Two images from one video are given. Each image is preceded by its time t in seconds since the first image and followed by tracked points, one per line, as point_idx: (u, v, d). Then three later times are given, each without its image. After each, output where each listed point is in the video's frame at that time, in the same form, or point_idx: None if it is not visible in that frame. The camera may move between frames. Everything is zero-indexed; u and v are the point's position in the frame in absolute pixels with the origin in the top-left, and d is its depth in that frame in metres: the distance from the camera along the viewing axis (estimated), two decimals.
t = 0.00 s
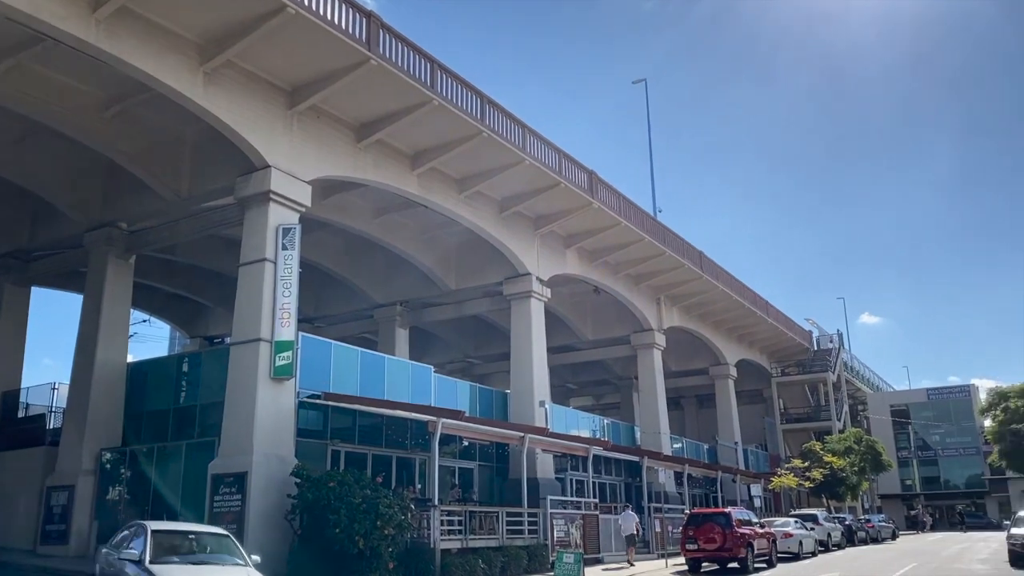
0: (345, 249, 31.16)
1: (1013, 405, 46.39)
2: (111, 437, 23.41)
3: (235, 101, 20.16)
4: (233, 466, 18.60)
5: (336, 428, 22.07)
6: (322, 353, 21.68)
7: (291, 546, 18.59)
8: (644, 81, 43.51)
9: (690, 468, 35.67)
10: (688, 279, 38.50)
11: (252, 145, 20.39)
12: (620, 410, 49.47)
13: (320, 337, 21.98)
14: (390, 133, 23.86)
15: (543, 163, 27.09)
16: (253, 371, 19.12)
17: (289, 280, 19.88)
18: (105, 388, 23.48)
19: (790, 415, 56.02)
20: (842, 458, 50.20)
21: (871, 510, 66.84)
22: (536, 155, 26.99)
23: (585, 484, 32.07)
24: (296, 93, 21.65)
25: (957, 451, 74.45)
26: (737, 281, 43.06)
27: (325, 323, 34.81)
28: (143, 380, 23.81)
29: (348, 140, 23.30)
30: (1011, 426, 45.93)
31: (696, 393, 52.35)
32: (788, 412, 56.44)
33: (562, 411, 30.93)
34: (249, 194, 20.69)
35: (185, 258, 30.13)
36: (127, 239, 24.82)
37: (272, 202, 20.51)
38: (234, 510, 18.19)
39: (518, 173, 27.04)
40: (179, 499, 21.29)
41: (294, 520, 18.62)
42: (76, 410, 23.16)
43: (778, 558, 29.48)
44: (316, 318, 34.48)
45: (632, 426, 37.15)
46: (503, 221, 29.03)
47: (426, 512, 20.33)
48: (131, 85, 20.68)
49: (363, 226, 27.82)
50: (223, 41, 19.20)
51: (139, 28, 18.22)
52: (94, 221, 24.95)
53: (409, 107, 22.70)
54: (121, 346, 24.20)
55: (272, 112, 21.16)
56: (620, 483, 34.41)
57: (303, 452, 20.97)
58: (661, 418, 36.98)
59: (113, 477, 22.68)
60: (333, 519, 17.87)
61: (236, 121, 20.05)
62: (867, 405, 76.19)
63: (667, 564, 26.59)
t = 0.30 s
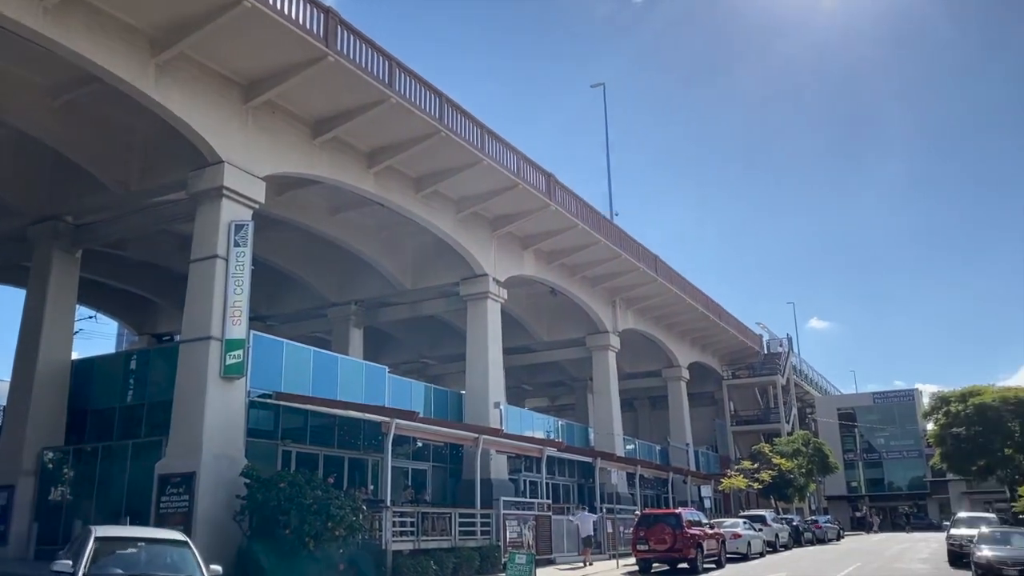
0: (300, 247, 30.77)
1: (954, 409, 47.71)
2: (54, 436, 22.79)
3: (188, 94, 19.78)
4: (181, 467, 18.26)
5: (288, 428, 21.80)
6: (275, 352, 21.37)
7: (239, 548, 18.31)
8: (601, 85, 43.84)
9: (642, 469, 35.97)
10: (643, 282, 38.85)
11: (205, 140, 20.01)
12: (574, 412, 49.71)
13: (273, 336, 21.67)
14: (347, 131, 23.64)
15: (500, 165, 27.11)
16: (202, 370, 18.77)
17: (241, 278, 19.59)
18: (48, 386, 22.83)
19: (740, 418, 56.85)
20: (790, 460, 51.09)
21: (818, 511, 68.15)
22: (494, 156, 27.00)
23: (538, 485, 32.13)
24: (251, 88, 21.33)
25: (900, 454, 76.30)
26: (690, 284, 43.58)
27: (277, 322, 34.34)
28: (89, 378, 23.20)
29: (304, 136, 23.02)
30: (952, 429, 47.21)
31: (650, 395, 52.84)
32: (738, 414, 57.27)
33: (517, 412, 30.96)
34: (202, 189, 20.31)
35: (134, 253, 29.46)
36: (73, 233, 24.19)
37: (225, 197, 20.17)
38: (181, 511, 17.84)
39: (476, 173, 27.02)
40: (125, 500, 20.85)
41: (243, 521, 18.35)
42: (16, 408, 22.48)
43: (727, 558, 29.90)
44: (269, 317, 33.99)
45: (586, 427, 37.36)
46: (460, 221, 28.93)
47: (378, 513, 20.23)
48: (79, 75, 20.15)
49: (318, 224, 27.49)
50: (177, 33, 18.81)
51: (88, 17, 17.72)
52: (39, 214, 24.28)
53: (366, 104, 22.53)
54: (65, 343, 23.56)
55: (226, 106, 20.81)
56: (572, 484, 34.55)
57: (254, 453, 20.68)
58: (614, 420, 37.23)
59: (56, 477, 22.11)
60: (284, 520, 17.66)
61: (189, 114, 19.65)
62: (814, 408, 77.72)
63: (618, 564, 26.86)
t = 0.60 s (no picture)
0: (254, 245, 30.35)
1: (899, 413, 48.87)
2: None
3: (140, 87, 19.35)
4: (127, 467, 17.89)
5: (239, 428, 21.50)
6: (226, 351, 21.03)
7: (188, 550, 18.00)
8: (561, 88, 43.97)
9: (596, 470, 36.22)
10: (599, 284, 39.12)
11: (158, 134, 19.62)
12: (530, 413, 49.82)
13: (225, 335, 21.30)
14: (304, 127, 23.39)
15: (459, 165, 27.08)
16: (151, 369, 18.41)
17: (193, 275, 19.26)
18: None
19: (693, 420, 57.53)
20: (741, 462, 51.86)
21: (767, 512, 69.26)
22: (453, 156, 26.96)
23: (492, 486, 32.16)
24: (205, 82, 20.94)
25: (848, 456, 77.93)
26: (646, 288, 43.99)
27: (230, 320, 33.82)
28: (32, 374, 22.54)
29: (259, 131, 22.72)
30: (897, 432, 48.32)
31: (605, 397, 53.18)
32: (691, 416, 57.95)
33: (472, 413, 30.93)
34: (153, 184, 19.91)
35: (82, 248, 28.79)
36: (18, 226, 23.53)
37: (178, 192, 19.80)
38: (127, 512, 17.47)
39: (434, 173, 26.93)
40: (69, 501, 20.51)
41: (191, 522, 18.04)
42: None
43: (678, 559, 30.24)
44: (221, 315, 33.46)
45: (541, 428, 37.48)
46: (418, 221, 28.81)
47: (330, 514, 20.11)
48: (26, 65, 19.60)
49: (273, 222, 27.14)
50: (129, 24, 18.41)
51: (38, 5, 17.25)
52: None
53: (324, 101, 22.33)
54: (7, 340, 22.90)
55: (180, 100, 20.43)
56: (527, 485, 34.65)
57: (203, 454, 20.35)
58: (569, 421, 37.41)
59: None
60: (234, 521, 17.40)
61: (142, 107, 19.25)
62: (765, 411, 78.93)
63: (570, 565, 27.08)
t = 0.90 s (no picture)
0: (209, 242, 29.85)
1: (848, 416, 49.88)
2: None
3: (92, 79, 18.91)
4: (73, 467, 17.44)
5: (190, 428, 21.13)
6: (178, 350, 20.64)
7: (134, 552, 17.66)
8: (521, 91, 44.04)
9: (552, 472, 36.35)
10: (556, 286, 39.27)
11: (110, 127, 19.19)
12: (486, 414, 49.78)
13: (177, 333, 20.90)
14: (261, 124, 23.10)
15: (419, 165, 26.98)
16: (100, 367, 17.99)
17: (145, 272, 18.90)
18: None
19: (647, 422, 58.02)
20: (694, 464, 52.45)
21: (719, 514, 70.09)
22: (412, 155, 26.85)
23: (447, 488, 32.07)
24: (160, 75, 20.56)
25: (798, 458, 79.34)
26: (603, 290, 44.27)
27: (182, 319, 33.22)
28: None
29: (215, 127, 22.39)
30: (846, 435, 49.29)
31: (561, 399, 53.37)
32: (646, 418, 58.46)
33: (428, 414, 30.80)
34: (104, 178, 19.48)
35: (28, 243, 28.03)
36: None
37: (130, 187, 19.40)
38: (72, 514, 17.06)
39: (393, 172, 26.78)
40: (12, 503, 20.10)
41: (139, 524, 17.69)
42: None
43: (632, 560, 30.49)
44: (173, 313, 32.85)
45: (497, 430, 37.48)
46: (376, 220, 28.62)
47: (283, 516, 19.85)
48: None
49: (227, 219, 26.74)
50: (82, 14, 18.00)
51: None
52: None
53: (282, 97, 22.09)
54: None
55: (133, 93, 20.02)
56: (482, 487, 34.63)
57: (153, 454, 19.96)
58: (525, 423, 37.47)
59: None
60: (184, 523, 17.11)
61: (93, 100, 18.81)
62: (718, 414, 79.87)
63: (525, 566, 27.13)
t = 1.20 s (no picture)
0: (164, 240, 29.33)
1: (802, 419, 50.74)
2: None
3: (45, 69, 18.45)
4: (19, 468, 17.01)
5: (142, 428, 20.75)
6: (132, 349, 20.25)
7: (83, 554, 17.29)
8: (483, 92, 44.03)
9: (510, 474, 36.36)
10: (517, 288, 39.35)
11: (63, 120, 18.75)
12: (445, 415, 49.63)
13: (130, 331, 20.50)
14: (220, 120, 22.80)
15: (380, 164, 26.85)
16: (49, 366, 17.57)
17: (97, 269, 18.53)
18: None
19: (606, 424, 58.33)
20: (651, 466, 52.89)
21: (676, 515, 70.79)
22: (374, 154, 26.71)
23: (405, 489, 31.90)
24: (116, 69, 20.17)
25: (753, 460, 80.43)
26: (564, 293, 44.44)
27: (136, 317, 32.58)
28: None
29: (173, 121, 22.02)
30: (800, 438, 50.13)
31: (520, 400, 53.43)
32: (604, 420, 58.78)
33: (386, 416, 30.61)
34: (56, 172, 19.03)
35: None
36: None
37: (83, 182, 18.98)
38: (18, 516, 16.65)
39: (354, 171, 26.62)
40: None
41: (88, 526, 17.32)
42: None
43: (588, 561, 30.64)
44: (126, 311, 32.19)
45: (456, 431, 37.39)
46: (337, 219, 28.40)
47: (237, 518, 19.54)
48: None
49: (184, 216, 26.31)
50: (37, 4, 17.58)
51: None
52: None
53: (242, 93, 21.83)
54: None
55: (88, 85, 19.60)
56: (440, 489, 34.51)
57: (103, 455, 19.55)
58: (485, 425, 37.45)
59: None
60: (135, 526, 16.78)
61: (46, 91, 18.35)
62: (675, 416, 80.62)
63: (482, 568, 27.10)
